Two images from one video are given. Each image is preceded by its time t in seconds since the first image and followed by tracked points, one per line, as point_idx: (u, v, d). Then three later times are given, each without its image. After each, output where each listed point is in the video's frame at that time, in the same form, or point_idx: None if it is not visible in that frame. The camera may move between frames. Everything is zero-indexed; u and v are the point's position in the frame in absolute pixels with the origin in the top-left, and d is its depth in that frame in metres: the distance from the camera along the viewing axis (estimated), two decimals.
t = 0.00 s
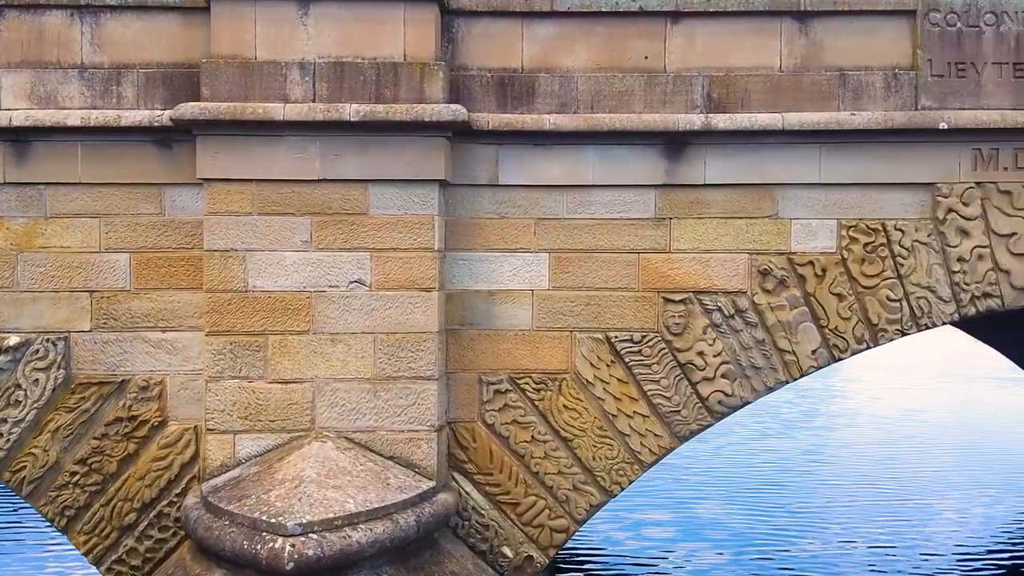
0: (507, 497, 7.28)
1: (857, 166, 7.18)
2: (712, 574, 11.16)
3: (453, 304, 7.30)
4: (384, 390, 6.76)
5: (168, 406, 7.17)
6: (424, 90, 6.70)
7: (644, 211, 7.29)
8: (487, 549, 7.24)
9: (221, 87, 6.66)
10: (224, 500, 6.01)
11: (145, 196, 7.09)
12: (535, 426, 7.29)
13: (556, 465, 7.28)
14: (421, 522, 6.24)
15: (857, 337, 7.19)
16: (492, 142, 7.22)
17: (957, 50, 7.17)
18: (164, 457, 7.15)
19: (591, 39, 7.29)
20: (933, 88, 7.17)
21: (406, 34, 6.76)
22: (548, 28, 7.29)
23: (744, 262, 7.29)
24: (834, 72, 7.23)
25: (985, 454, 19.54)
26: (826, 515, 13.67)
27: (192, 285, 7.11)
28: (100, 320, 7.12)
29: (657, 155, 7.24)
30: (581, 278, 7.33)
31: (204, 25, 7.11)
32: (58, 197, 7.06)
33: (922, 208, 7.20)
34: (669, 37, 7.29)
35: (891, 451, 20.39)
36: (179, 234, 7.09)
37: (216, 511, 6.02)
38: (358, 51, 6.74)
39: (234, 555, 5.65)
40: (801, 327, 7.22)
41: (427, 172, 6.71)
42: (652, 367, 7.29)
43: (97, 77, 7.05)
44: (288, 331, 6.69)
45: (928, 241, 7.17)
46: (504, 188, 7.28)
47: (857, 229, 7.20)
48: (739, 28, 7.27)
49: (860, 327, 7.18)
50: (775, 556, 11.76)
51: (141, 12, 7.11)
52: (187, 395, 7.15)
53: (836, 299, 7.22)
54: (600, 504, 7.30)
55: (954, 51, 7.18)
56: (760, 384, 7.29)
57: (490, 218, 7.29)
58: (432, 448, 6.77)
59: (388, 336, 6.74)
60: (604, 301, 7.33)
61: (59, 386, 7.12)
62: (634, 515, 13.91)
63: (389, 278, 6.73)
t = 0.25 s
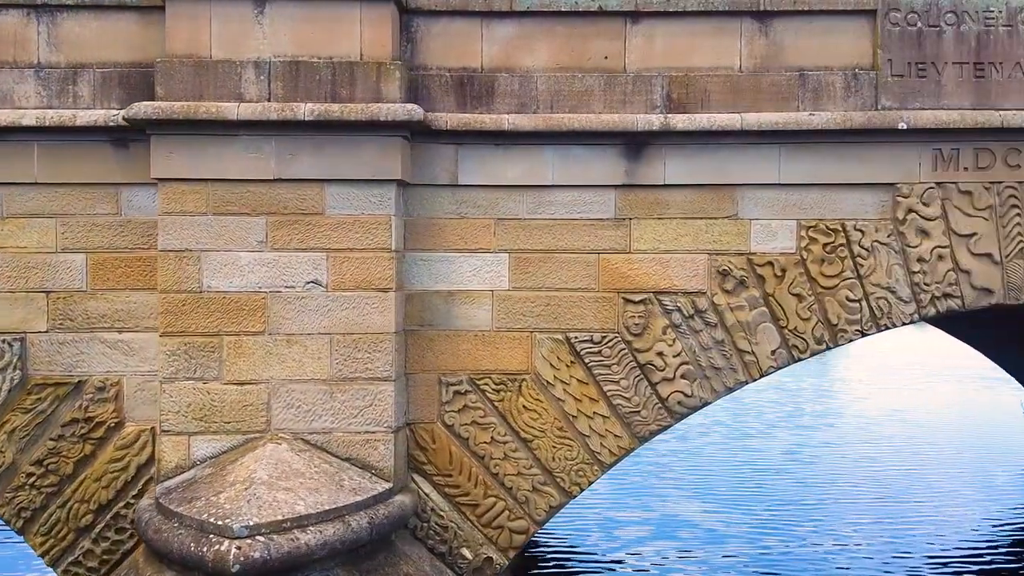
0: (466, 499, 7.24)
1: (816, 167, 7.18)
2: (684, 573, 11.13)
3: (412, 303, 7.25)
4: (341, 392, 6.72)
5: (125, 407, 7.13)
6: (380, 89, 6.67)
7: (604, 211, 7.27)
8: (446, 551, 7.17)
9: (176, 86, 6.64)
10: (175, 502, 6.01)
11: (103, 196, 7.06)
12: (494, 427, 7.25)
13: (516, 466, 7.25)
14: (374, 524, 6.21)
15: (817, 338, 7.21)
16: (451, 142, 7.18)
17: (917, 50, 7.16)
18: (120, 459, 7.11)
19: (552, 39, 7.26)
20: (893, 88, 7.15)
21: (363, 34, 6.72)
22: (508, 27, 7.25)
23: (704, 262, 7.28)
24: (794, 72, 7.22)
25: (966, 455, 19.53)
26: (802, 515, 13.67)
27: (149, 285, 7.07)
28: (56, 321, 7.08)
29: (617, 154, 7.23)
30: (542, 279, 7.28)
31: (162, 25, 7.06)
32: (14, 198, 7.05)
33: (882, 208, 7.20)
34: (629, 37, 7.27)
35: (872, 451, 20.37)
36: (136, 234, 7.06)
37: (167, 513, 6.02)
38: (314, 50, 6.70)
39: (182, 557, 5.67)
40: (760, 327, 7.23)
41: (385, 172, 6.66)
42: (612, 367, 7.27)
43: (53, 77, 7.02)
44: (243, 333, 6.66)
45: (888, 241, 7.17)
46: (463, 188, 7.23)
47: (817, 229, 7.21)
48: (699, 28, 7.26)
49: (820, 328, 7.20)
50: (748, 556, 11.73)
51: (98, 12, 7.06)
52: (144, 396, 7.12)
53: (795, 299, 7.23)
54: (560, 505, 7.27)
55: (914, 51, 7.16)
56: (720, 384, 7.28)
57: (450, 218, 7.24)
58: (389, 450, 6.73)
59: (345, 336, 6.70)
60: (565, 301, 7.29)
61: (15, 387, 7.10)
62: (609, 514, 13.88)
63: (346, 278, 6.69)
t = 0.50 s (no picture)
0: (426, 500, 7.20)
1: (775, 167, 7.18)
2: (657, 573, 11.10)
3: (372, 304, 7.21)
4: (296, 393, 6.68)
5: (81, 408, 7.09)
6: (336, 88, 6.62)
7: (564, 211, 7.24)
8: (404, 552, 7.15)
9: (130, 85, 6.60)
10: (125, 503, 5.99)
11: (59, 196, 7.02)
12: (453, 428, 7.21)
13: (475, 467, 7.21)
14: (327, 526, 6.18)
15: (776, 338, 7.21)
16: (409, 142, 7.14)
17: (878, 50, 7.15)
18: (77, 460, 7.08)
19: (511, 39, 7.23)
20: (853, 88, 7.14)
21: (319, 33, 6.68)
22: (467, 27, 7.22)
23: (663, 262, 7.27)
24: (753, 72, 7.22)
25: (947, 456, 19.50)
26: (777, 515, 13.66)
27: (106, 286, 7.03)
28: (13, 321, 7.05)
29: (576, 154, 7.20)
30: (502, 279, 7.24)
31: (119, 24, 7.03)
32: None
33: (842, 208, 7.20)
34: (589, 37, 7.26)
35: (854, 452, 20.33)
36: (93, 234, 7.02)
37: (117, 515, 6.01)
38: (270, 50, 6.67)
39: (129, 559, 5.67)
40: (720, 328, 7.22)
41: (342, 172, 6.62)
42: (572, 368, 7.24)
43: (9, 76, 6.99)
44: (198, 334, 6.64)
45: (848, 242, 7.17)
46: (422, 188, 7.19)
47: (777, 230, 7.21)
48: (658, 28, 7.25)
49: (779, 328, 7.20)
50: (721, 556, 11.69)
51: (55, 11, 7.03)
52: (101, 397, 7.09)
53: (754, 299, 7.23)
54: (519, 506, 7.24)
55: (874, 52, 7.15)
56: (679, 385, 7.27)
57: (409, 218, 7.20)
58: (345, 452, 6.70)
59: (301, 337, 6.67)
60: (524, 302, 7.26)
61: None
62: (585, 514, 13.87)
63: (302, 278, 6.66)
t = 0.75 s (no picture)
0: (385, 501, 7.16)
1: (734, 167, 7.18)
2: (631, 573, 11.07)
3: (330, 304, 7.15)
4: (252, 395, 6.66)
5: (38, 409, 7.08)
6: (291, 88, 6.60)
7: (524, 211, 7.20)
8: (363, 554, 7.11)
9: (85, 85, 6.58)
10: (74, 505, 5.97)
11: (16, 196, 6.99)
12: (413, 429, 7.16)
13: (434, 468, 7.18)
14: (280, 528, 6.14)
15: (736, 339, 7.21)
16: (368, 142, 7.09)
17: (837, 50, 7.15)
18: (33, 461, 7.04)
19: (471, 39, 7.20)
20: (812, 88, 7.15)
21: (275, 32, 6.66)
22: (427, 26, 7.19)
23: (623, 263, 7.24)
24: (713, 72, 7.21)
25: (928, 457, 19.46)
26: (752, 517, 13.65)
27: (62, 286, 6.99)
28: None
29: (536, 155, 7.17)
30: (461, 279, 7.20)
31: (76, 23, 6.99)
32: None
33: (801, 208, 7.22)
34: (549, 36, 7.22)
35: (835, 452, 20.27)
36: (49, 235, 6.98)
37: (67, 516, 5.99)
38: (226, 49, 6.66)
39: (76, 561, 5.66)
40: (679, 329, 7.22)
41: (298, 172, 6.59)
42: (532, 368, 7.21)
43: None
44: (152, 335, 6.61)
45: (807, 243, 7.18)
46: (381, 188, 7.14)
47: (735, 231, 7.21)
48: (618, 28, 7.23)
49: (738, 329, 7.20)
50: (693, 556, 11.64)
51: (12, 11, 7.00)
52: (58, 398, 7.05)
53: (713, 299, 7.23)
54: (479, 507, 7.20)
55: (833, 52, 7.15)
56: (639, 386, 7.25)
57: (368, 218, 7.15)
58: (301, 453, 6.67)
59: (256, 338, 6.64)
60: (484, 302, 7.20)
61: None
62: (560, 517, 13.86)
63: (257, 279, 6.63)
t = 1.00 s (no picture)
0: (344, 503, 7.13)
1: (694, 167, 7.17)
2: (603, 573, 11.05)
3: (288, 306, 7.12)
4: (207, 395, 6.63)
5: None
6: (247, 86, 6.58)
7: (483, 212, 7.17)
8: (321, 555, 7.09)
9: (39, 85, 6.56)
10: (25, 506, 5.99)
11: None
12: (371, 430, 7.13)
13: (393, 469, 7.14)
14: (231, 532, 6.07)
15: (695, 339, 7.21)
16: (327, 141, 7.06)
17: (797, 50, 7.15)
18: None
19: (430, 39, 7.18)
20: (772, 88, 7.15)
21: (231, 31, 6.63)
22: (386, 25, 7.17)
23: (583, 263, 7.21)
24: (672, 72, 7.21)
25: (908, 457, 19.40)
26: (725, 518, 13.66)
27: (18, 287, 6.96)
28: None
29: (496, 155, 7.13)
30: (420, 280, 7.16)
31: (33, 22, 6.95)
32: None
33: (761, 209, 7.21)
34: (509, 36, 7.20)
35: (816, 452, 20.20)
36: (6, 236, 6.95)
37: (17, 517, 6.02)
38: (180, 48, 6.63)
39: (25, 563, 5.76)
40: (639, 330, 7.20)
41: (253, 172, 6.56)
42: (491, 369, 7.17)
43: None
44: (107, 335, 6.62)
45: (766, 243, 7.19)
46: (340, 188, 7.10)
47: (694, 231, 7.20)
48: (578, 28, 7.21)
49: (697, 330, 7.21)
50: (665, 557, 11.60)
51: None
52: (14, 399, 7.01)
53: (673, 300, 7.22)
54: (438, 509, 7.17)
55: (792, 51, 7.15)
56: (599, 387, 7.23)
57: (326, 219, 7.10)
58: (257, 454, 6.63)
59: (211, 338, 6.62)
60: (443, 303, 7.17)
61: None
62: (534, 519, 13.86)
63: (211, 279, 6.61)
